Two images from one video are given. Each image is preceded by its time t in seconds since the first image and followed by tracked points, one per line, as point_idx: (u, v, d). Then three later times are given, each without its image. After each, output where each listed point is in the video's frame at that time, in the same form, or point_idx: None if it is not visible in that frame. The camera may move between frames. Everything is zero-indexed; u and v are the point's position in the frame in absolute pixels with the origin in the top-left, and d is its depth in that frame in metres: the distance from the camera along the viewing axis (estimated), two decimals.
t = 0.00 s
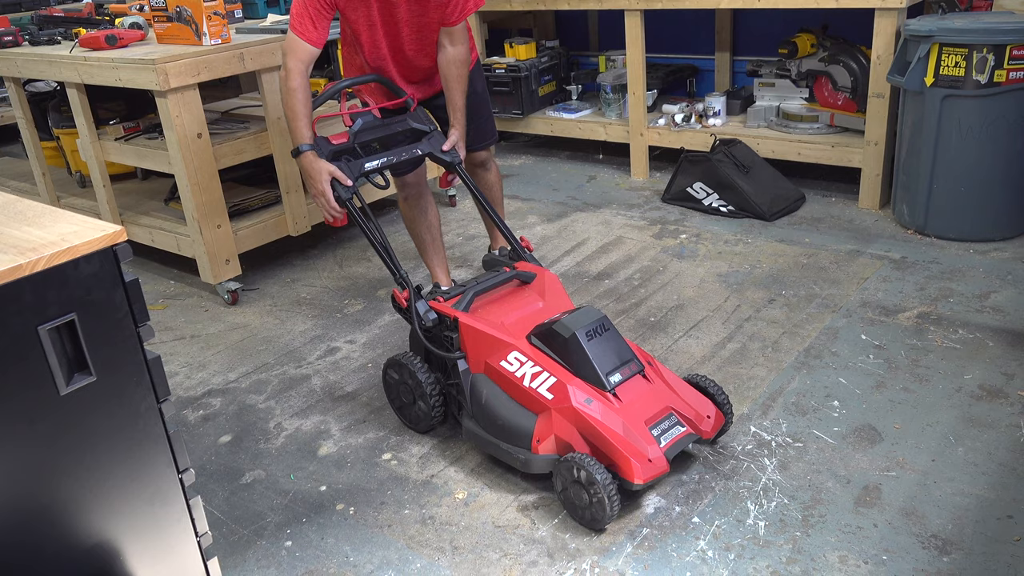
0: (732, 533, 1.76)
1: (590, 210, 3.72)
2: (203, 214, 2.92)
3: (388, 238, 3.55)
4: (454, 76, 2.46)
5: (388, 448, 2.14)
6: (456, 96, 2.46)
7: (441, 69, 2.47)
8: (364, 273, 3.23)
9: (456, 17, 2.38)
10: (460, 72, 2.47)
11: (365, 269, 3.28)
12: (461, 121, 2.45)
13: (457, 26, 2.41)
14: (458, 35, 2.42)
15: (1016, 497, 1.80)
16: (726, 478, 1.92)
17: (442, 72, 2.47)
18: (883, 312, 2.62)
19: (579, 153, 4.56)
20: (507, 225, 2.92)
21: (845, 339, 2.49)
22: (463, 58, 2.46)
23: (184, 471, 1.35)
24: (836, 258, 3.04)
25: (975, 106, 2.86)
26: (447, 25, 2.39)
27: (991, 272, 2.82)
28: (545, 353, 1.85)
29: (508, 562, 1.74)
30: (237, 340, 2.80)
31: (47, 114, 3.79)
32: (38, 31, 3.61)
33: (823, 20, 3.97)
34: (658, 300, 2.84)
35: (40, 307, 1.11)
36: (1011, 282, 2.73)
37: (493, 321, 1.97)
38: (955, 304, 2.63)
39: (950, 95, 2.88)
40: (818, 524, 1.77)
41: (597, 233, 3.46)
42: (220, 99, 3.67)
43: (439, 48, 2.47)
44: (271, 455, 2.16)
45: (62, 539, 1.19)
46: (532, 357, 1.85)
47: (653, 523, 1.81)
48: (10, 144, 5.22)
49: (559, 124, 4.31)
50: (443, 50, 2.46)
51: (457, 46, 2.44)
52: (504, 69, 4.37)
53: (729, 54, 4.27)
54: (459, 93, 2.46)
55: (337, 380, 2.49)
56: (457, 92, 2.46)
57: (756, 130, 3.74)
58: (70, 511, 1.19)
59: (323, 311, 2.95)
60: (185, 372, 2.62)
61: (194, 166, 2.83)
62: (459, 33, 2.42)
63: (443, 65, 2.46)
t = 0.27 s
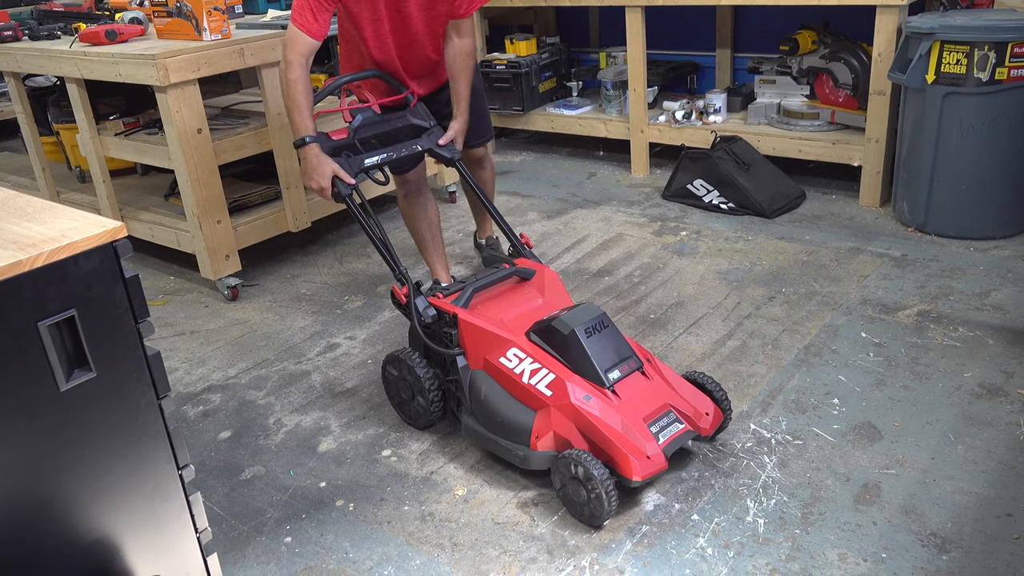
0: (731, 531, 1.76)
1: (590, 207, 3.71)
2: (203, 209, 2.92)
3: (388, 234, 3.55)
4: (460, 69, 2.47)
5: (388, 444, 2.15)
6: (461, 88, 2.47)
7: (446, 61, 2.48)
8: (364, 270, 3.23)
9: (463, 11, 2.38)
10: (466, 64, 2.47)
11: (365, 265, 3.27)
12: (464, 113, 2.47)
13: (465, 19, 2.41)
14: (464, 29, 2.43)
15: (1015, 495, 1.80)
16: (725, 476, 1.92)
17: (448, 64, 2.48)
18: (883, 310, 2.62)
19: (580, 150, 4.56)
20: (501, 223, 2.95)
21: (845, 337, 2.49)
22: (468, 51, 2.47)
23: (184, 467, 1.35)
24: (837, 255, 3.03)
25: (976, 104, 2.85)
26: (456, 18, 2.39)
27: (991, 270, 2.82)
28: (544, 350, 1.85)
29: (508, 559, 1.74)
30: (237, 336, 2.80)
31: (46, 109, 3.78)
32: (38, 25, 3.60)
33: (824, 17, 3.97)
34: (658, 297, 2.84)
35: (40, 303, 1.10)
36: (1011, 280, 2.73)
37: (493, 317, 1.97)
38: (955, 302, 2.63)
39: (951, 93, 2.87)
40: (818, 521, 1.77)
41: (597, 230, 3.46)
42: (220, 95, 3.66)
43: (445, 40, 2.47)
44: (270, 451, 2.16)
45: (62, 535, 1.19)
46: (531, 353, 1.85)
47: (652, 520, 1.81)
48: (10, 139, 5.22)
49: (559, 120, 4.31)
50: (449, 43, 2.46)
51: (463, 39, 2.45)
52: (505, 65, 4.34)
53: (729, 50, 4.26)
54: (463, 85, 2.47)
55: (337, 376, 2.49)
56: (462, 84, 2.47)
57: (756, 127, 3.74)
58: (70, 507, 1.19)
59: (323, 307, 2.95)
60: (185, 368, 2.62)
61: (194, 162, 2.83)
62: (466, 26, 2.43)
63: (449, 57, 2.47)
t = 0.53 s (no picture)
0: (731, 528, 1.76)
1: (590, 205, 3.71)
2: (203, 206, 2.91)
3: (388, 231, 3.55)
4: (464, 60, 2.44)
5: (387, 441, 2.15)
6: (465, 79, 2.43)
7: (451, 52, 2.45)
8: (364, 267, 3.23)
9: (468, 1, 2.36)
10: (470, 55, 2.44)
11: (365, 262, 3.27)
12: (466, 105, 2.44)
13: (471, 9, 2.38)
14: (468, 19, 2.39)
15: (1015, 493, 1.80)
16: (725, 473, 1.92)
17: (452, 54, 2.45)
18: (883, 308, 2.62)
19: (580, 147, 4.56)
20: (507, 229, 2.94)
21: (845, 335, 2.48)
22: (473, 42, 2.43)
23: (183, 464, 1.34)
24: (837, 253, 3.03)
25: (977, 102, 2.85)
26: (461, 8, 2.37)
27: (991, 268, 2.82)
28: (545, 348, 1.85)
29: (507, 557, 1.74)
30: (237, 332, 2.79)
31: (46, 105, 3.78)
32: (38, 21, 3.59)
33: (824, 15, 3.96)
34: (658, 295, 2.84)
35: (39, 299, 1.10)
36: (1011, 278, 2.73)
37: (494, 314, 1.97)
38: (955, 300, 2.63)
39: (952, 90, 2.87)
40: (817, 519, 1.77)
41: (597, 227, 3.45)
42: (220, 91, 3.66)
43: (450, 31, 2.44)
44: (270, 448, 2.16)
45: (62, 531, 1.19)
46: (532, 351, 1.85)
47: (652, 518, 1.81)
48: (9, 136, 5.21)
49: (560, 118, 4.31)
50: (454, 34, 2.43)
51: (468, 30, 2.41)
52: (505, 63, 4.36)
53: (729, 48, 4.26)
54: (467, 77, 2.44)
55: (337, 373, 2.48)
56: (466, 76, 2.44)
57: (757, 125, 3.73)
58: (70, 503, 1.19)
59: (323, 304, 2.95)
60: (185, 365, 2.62)
61: (194, 158, 2.83)
62: (471, 17, 2.39)
63: (454, 48, 2.43)
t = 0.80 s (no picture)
0: (731, 523, 1.76)
1: (590, 200, 3.71)
2: (203, 202, 2.91)
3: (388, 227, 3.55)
4: (486, 65, 2.36)
5: (388, 437, 2.15)
6: (486, 84, 2.36)
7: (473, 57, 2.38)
8: (364, 262, 3.22)
9: (488, 5, 2.29)
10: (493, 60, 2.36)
11: (365, 258, 3.27)
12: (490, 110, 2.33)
13: (491, 13, 2.31)
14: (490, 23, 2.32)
15: (1015, 487, 1.80)
16: (725, 468, 1.93)
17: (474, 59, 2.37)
18: (883, 303, 2.62)
19: (580, 142, 4.55)
20: (550, 241, 2.61)
21: (845, 329, 2.48)
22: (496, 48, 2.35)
23: (183, 460, 1.35)
24: (837, 247, 3.03)
25: (977, 96, 2.85)
26: (481, 12, 2.30)
27: (992, 263, 2.81)
28: (545, 343, 1.85)
29: (508, 551, 1.74)
30: (237, 328, 2.79)
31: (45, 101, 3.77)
32: (37, 17, 3.58)
33: (824, 9, 3.95)
34: (659, 290, 2.84)
35: (38, 295, 1.10)
36: (1012, 273, 2.73)
37: (494, 310, 1.97)
38: (955, 294, 2.63)
39: (952, 84, 2.87)
40: (817, 513, 1.77)
41: (597, 223, 3.45)
42: (219, 87, 3.65)
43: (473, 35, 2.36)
44: (270, 443, 2.16)
45: (62, 527, 1.19)
46: (532, 346, 1.85)
47: (652, 512, 1.81)
48: (9, 132, 5.20)
49: (560, 113, 4.30)
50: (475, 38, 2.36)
51: (490, 35, 2.34)
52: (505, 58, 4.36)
53: (729, 43, 4.25)
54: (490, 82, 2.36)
55: (337, 368, 2.48)
56: (489, 81, 2.36)
57: (757, 119, 3.73)
58: (70, 499, 1.19)
59: (323, 300, 2.95)
60: (185, 360, 2.62)
61: (193, 154, 2.82)
62: (492, 21, 2.32)
63: (476, 54, 2.36)
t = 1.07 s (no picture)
0: (732, 517, 1.76)
1: (590, 195, 3.70)
2: (202, 199, 2.91)
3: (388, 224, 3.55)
4: (528, 111, 2.12)
5: (388, 433, 2.15)
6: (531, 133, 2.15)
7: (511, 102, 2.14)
8: (364, 259, 3.22)
9: (524, 50, 2.04)
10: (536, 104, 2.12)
11: (365, 254, 3.27)
12: (534, 160, 2.13)
13: (531, 57, 2.05)
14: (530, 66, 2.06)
15: (1016, 481, 1.80)
16: (726, 462, 1.93)
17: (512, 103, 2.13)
18: (883, 297, 2.62)
19: (579, 138, 4.54)
20: (572, 257, 2.57)
21: (845, 324, 2.48)
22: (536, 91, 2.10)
23: (184, 456, 1.35)
24: (837, 242, 3.03)
25: (977, 90, 2.84)
26: (519, 56, 2.04)
27: (992, 256, 2.81)
28: (545, 338, 1.85)
29: (509, 547, 1.74)
30: (237, 325, 2.79)
31: (44, 99, 3.77)
32: (35, 15, 3.58)
33: (824, 3, 3.94)
34: (659, 285, 2.83)
35: (38, 293, 1.10)
36: (1012, 267, 2.73)
37: (494, 306, 1.96)
38: (955, 288, 2.63)
39: (952, 78, 2.86)
40: (818, 508, 1.77)
41: (597, 218, 3.45)
42: (218, 83, 3.64)
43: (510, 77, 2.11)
44: (271, 440, 2.16)
45: (63, 524, 1.19)
46: (532, 341, 1.85)
47: (653, 507, 1.81)
48: (7, 130, 5.20)
49: (559, 109, 4.29)
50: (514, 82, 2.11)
51: (529, 79, 2.08)
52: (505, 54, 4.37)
53: (729, 37, 4.27)
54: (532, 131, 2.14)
55: (337, 365, 2.48)
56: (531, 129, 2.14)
57: (756, 114, 3.73)
58: (71, 496, 1.20)
59: (323, 297, 2.95)
60: (186, 357, 2.62)
61: (193, 152, 2.82)
62: (532, 64, 2.06)
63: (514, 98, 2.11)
